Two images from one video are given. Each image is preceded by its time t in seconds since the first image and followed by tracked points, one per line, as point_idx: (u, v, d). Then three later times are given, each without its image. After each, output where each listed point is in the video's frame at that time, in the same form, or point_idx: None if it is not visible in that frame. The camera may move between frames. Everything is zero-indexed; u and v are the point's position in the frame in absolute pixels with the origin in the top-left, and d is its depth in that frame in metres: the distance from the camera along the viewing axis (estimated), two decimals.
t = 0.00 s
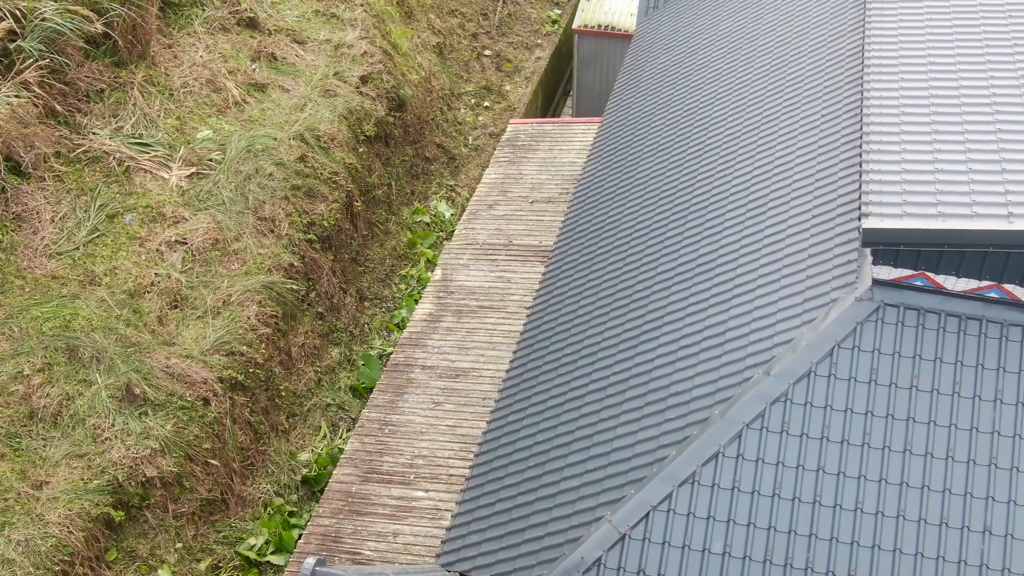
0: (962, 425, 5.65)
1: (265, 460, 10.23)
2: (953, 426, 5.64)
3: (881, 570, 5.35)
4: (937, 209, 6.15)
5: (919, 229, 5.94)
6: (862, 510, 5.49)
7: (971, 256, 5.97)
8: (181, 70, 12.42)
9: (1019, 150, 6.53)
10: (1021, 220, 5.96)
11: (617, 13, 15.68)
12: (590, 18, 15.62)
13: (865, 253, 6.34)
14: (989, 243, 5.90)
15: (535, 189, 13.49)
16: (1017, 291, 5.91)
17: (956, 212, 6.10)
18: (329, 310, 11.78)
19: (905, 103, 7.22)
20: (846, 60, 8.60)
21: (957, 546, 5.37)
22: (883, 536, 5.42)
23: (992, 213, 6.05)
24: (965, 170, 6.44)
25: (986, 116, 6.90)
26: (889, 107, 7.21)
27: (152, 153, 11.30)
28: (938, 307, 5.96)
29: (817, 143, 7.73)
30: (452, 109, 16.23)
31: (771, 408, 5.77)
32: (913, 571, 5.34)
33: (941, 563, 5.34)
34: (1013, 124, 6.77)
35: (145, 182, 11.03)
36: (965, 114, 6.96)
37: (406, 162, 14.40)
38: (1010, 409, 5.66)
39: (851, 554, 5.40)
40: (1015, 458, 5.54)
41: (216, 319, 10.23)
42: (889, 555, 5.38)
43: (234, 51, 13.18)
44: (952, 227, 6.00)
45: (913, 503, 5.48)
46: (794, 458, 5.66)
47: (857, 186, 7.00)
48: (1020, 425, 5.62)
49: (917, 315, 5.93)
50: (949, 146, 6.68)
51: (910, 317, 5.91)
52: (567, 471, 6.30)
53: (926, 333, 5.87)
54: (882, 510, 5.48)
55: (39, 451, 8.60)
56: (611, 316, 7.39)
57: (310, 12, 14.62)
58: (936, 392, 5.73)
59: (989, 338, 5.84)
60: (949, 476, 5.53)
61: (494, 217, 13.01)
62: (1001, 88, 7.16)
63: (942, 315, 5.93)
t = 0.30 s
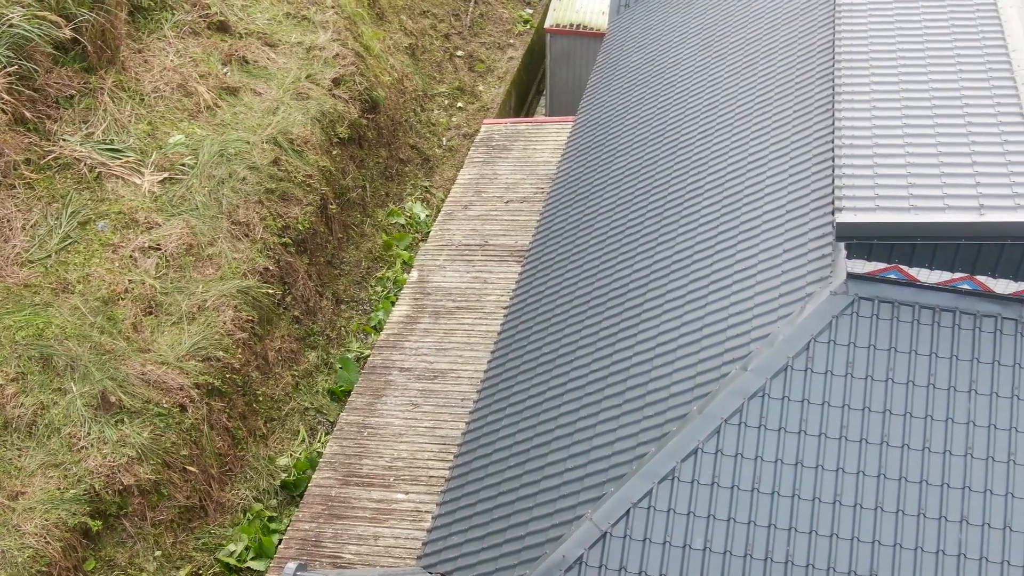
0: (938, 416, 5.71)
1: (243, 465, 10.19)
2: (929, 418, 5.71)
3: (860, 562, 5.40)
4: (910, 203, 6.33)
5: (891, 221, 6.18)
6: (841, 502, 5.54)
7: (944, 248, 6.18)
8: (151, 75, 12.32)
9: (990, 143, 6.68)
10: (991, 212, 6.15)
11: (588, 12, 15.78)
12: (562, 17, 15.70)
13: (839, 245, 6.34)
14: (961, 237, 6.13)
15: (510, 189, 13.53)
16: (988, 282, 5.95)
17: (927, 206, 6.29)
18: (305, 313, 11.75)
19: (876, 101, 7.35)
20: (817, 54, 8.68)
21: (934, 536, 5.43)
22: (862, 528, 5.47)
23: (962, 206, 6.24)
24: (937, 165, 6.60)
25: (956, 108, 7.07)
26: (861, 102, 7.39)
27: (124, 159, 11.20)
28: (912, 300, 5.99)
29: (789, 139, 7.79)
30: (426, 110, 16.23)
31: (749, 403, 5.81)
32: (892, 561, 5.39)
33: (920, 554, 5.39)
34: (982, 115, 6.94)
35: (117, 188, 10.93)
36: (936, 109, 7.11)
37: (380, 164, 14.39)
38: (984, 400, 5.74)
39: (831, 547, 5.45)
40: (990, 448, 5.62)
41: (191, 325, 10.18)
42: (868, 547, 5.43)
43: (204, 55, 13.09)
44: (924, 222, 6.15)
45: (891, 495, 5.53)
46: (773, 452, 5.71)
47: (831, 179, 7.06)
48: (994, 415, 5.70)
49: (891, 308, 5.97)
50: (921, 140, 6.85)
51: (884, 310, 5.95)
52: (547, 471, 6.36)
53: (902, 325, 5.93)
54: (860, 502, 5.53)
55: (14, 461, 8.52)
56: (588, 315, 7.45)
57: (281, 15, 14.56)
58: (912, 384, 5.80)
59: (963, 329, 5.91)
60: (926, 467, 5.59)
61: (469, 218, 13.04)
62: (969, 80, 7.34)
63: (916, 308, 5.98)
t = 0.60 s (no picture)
0: (909, 407, 5.81)
1: (217, 472, 10.14)
2: (900, 408, 5.81)
3: (835, 552, 5.50)
4: (877, 196, 6.27)
5: (861, 214, 6.10)
6: (816, 494, 5.64)
7: (912, 240, 6.13)
8: (116, 81, 12.20)
9: (956, 137, 6.58)
10: (957, 203, 6.10)
11: (555, 11, 15.87)
12: (529, 17, 15.77)
13: (808, 241, 6.46)
14: (928, 228, 6.07)
15: (480, 189, 13.58)
16: (956, 273, 6.06)
17: (895, 198, 6.24)
18: (277, 318, 11.71)
19: (841, 92, 7.29)
20: (783, 52, 8.79)
21: (908, 525, 5.54)
22: (837, 519, 5.58)
23: (929, 197, 6.19)
24: (903, 158, 6.53)
25: (920, 99, 7.01)
26: (826, 87, 7.40)
27: (90, 166, 11.09)
28: (882, 292, 6.08)
29: (757, 136, 7.90)
30: (394, 112, 16.23)
31: (723, 398, 5.88)
32: (867, 551, 5.49)
33: (894, 543, 5.50)
34: (945, 95, 6.98)
35: (83, 196, 10.83)
36: (899, 91, 7.15)
37: (349, 167, 14.37)
38: (954, 389, 5.85)
39: (806, 538, 5.55)
40: (960, 437, 5.72)
41: (162, 332, 10.10)
42: (843, 538, 5.53)
43: (170, 60, 12.98)
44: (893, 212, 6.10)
45: (865, 486, 5.63)
46: (748, 446, 5.79)
47: (799, 173, 7.14)
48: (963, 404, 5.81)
49: (861, 300, 6.06)
50: (887, 134, 6.77)
51: (855, 303, 6.04)
52: (523, 469, 6.44)
53: (871, 317, 6.01)
54: (835, 494, 5.63)
55: None
56: (561, 314, 7.52)
57: (247, 19, 14.47)
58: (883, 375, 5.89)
59: (932, 320, 6.00)
60: (898, 457, 5.69)
61: (440, 219, 13.07)
62: (932, 60, 7.38)
63: (886, 299, 6.06)
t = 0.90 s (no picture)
0: (879, 397, 5.91)
1: (190, 480, 10.09)
2: (871, 399, 5.90)
3: (810, 543, 5.59)
4: (844, 188, 6.36)
5: (827, 207, 6.23)
6: (790, 487, 5.72)
7: (880, 232, 6.27)
8: (78, 88, 12.07)
9: (920, 129, 6.67)
10: (923, 194, 6.19)
11: (519, 11, 15.93)
12: (494, 17, 15.83)
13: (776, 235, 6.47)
14: (895, 220, 6.21)
15: (449, 190, 13.61)
16: (923, 264, 6.17)
17: (862, 191, 6.33)
18: (247, 324, 11.66)
19: (805, 88, 7.39)
20: (749, 48, 8.90)
21: (881, 515, 5.63)
22: (811, 511, 5.66)
23: (895, 190, 6.27)
24: (868, 151, 6.60)
25: (884, 93, 7.07)
26: (791, 83, 7.49)
27: (53, 174, 10.97)
28: (850, 284, 6.17)
29: (723, 133, 7.99)
30: (361, 114, 16.20)
31: (696, 393, 5.95)
32: (841, 542, 5.58)
33: (867, 532, 5.60)
34: (906, 79, 7.16)
35: (47, 205, 10.70)
36: (862, 78, 7.29)
37: (317, 170, 14.33)
38: (924, 379, 5.95)
39: (781, 530, 5.63)
40: (931, 425, 5.83)
41: (131, 341, 10.04)
42: (818, 528, 5.62)
43: (133, 66, 12.86)
44: (861, 206, 6.21)
45: (838, 477, 5.72)
46: (722, 441, 5.86)
47: (767, 168, 7.22)
48: (932, 393, 5.91)
49: (829, 293, 6.14)
50: (852, 128, 6.84)
51: (824, 296, 6.12)
52: (498, 470, 6.51)
53: (841, 310, 6.10)
54: (808, 485, 5.72)
55: None
56: (533, 313, 7.59)
57: (210, 23, 14.36)
58: (853, 367, 5.98)
59: (900, 311, 6.10)
60: (870, 447, 5.78)
61: (409, 221, 13.09)
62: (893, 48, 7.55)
63: (854, 291, 6.15)
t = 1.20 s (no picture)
0: (850, 389, 6.01)
1: (162, 489, 10.00)
2: (842, 391, 6.00)
3: (785, 536, 5.69)
4: (810, 183, 6.42)
5: (793, 202, 6.28)
6: (764, 480, 5.81)
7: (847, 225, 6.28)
8: (39, 97, 11.93)
9: (883, 123, 6.71)
10: (889, 187, 6.25)
11: (483, 11, 16.00)
12: (458, 18, 15.88)
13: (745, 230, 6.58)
14: (863, 213, 6.29)
15: (417, 192, 13.62)
16: (891, 257, 6.30)
17: (828, 184, 6.38)
18: (217, 331, 11.59)
19: (770, 76, 7.51)
20: (713, 47, 9.01)
21: (855, 506, 5.74)
22: (785, 504, 5.76)
23: (861, 183, 6.33)
24: (834, 146, 6.66)
25: (848, 89, 7.12)
26: (756, 76, 7.54)
27: (15, 184, 10.84)
28: (820, 278, 6.25)
29: (689, 131, 8.10)
30: (327, 117, 16.15)
31: (669, 390, 6.03)
32: (815, 533, 5.68)
33: (842, 524, 5.70)
34: (868, 75, 7.19)
35: (10, 216, 10.58)
36: (825, 71, 7.37)
37: (284, 175, 14.27)
38: (893, 370, 6.06)
39: (757, 524, 5.73)
40: (901, 416, 5.94)
41: (99, 351, 9.96)
42: (792, 521, 5.72)
43: (94, 74, 12.72)
44: (826, 201, 6.27)
45: (811, 470, 5.82)
46: (696, 437, 5.94)
47: (735, 164, 7.33)
48: (903, 384, 6.01)
49: (799, 287, 6.23)
50: (817, 123, 6.89)
51: (793, 290, 6.21)
52: (474, 471, 6.57)
53: (811, 303, 6.19)
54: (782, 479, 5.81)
55: None
56: (504, 314, 7.66)
57: (171, 28, 14.22)
58: (824, 360, 6.08)
59: (869, 303, 6.19)
60: (842, 439, 5.89)
61: (378, 224, 13.08)
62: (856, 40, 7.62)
63: (824, 285, 6.24)
